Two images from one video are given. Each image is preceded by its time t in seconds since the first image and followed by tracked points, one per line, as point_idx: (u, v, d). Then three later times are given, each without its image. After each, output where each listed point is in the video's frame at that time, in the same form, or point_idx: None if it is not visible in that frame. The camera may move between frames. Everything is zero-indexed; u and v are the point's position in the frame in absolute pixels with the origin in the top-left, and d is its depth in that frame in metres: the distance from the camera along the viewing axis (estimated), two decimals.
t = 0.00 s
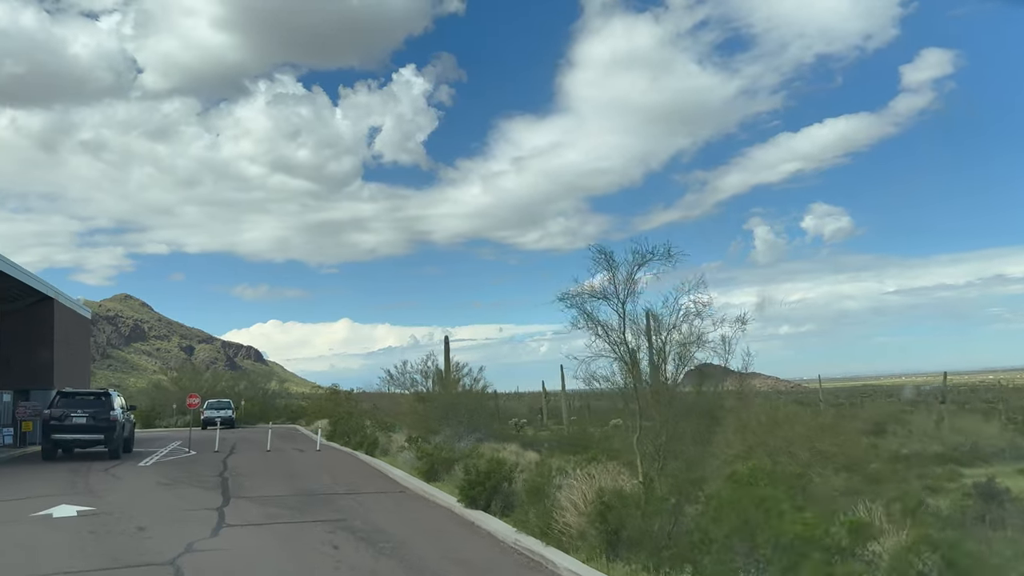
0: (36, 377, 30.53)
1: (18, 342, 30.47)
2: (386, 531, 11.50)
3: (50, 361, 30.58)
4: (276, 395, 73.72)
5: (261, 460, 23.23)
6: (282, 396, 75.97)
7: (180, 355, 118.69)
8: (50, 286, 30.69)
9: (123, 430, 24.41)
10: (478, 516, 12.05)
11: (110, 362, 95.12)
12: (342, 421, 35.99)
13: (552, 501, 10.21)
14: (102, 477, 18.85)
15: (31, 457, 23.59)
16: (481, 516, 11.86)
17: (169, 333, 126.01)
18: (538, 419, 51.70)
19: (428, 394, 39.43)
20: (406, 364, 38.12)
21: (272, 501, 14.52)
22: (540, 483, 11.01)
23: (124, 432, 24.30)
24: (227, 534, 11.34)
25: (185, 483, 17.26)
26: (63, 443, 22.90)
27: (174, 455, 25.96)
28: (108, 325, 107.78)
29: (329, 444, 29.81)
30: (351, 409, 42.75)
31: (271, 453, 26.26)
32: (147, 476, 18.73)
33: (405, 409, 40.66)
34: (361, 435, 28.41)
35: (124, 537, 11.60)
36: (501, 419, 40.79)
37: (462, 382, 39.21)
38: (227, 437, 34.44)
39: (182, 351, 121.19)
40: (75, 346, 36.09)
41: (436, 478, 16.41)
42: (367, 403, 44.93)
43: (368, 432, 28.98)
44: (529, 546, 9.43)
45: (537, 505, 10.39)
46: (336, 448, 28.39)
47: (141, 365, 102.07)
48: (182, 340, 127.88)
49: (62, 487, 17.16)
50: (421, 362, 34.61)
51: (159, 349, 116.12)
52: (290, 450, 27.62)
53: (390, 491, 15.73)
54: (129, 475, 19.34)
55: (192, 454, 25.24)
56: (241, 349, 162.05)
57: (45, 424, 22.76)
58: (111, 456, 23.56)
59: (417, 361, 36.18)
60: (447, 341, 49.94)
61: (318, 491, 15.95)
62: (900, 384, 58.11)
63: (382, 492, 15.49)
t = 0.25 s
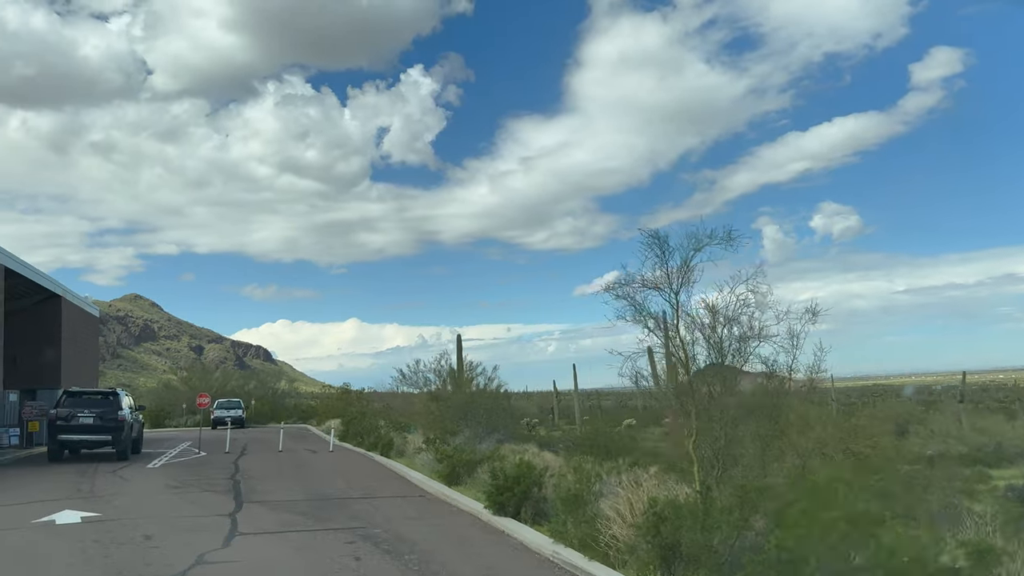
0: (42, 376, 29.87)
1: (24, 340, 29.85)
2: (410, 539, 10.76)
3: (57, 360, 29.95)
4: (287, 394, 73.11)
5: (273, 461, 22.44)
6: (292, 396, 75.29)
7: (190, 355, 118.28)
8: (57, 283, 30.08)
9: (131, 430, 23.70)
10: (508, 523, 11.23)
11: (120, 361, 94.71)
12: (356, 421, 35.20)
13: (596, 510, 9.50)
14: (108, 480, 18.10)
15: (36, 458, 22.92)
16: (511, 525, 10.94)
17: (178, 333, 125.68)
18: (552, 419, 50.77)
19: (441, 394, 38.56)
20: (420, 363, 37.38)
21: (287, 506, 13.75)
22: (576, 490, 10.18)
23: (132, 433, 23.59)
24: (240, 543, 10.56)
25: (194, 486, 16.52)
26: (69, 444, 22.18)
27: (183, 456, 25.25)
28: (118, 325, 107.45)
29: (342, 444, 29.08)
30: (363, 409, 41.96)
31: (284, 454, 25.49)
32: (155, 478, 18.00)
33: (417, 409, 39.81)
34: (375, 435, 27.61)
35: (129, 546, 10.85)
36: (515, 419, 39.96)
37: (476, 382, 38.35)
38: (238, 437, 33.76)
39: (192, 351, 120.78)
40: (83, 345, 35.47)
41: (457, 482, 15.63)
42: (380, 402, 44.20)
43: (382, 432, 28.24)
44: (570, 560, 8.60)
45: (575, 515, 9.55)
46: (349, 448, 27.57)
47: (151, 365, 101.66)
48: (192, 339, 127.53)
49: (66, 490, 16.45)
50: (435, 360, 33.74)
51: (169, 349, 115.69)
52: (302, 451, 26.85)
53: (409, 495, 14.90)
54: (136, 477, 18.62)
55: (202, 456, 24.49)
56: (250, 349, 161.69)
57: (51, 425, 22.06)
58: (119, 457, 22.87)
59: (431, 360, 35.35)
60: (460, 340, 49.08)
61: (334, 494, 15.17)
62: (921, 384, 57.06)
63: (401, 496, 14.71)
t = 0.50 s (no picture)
0: (49, 376, 29.23)
1: (31, 339, 29.25)
2: (436, 548, 10.01)
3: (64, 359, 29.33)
4: (297, 394, 72.51)
5: (286, 464, 21.66)
6: (302, 396, 74.65)
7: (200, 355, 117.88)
8: (65, 281, 29.46)
9: (139, 431, 23.00)
10: (541, 533, 10.41)
11: (130, 361, 94.36)
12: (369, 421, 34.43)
13: (642, 520, 8.73)
14: (115, 483, 17.39)
15: (42, 460, 22.26)
16: (546, 535, 10.14)
17: (188, 333, 125.38)
18: (567, 420, 49.86)
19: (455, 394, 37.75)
20: (433, 362, 36.64)
21: (303, 512, 13.01)
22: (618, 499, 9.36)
23: (140, 434, 22.88)
24: (253, 554, 9.81)
25: (205, 490, 15.81)
26: (76, 445, 21.50)
27: (193, 458, 24.54)
28: (128, 325, 107.15)
29: (355, 445, 28.37)
30: (376, 409, 41.20)
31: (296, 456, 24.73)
32: (164, 482, 17.27)
33: (431, 409, 39.01)
34: (390, 437, 26.83)
35: (135, 555, 10.12)
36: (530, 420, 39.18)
37: (491, 381, 37.54)
38: (248, 437, 33.09)
39: (202, 351, 120.40)
40: (91, 344, 34.87)
41: (480, 487, 14.86)
42: (392, 403, 43.48)
43: (397, 433, 27.51)
44: None
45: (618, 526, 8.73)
46: (364, 450, 26.78)
47: (161, 365, 101.28)
48: (202, 339, 127.18)
49: (72, 493, 15.77)
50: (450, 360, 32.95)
51: (178, 349, 115.30)
52: (315, 453, 26.07)
53: (430, 500, 14.10)
54: (145, 480, 17.89)
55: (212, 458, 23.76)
56: (260, 349, 161.31)
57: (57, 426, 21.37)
58: (127, 459, 22.18)
59: (445, 359, 34.56)
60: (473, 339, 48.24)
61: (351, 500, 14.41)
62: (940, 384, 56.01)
63: (422, 501, 13.92)
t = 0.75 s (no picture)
0: (57, 375, 28.63)
1: (39, 337, 28.68)
2: (466, 561, 9.33)
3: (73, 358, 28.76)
4: (308, 394, 72.04)
5: (300, 466, 20.94)
6: (312, 396, 74.07)
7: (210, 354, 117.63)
8: (73, 278, 28.89)
9: (148, 432, 22.35)
10: (580, 544, 9.60)
11: (140, 360, 94.11)
12: (383, 422, 33.72)
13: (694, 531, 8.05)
14: (123, 486, 16.71)
15: (49, 461, 21.63)
16: (585, 547, 9.39)
17: (198, 333, 125.17)
18: (582, 421, 49.06)
19: (470, 394, 37.00)
20: (447, 362, 35.95)
21: (321, 519, 12.33)
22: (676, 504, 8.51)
23: (149, 435, 22.22)
24: (269, 566, 9.09)
25: (216, 494, 15.10)
26: (83, 446, 20.84)
27: (204, 460, 23.87)
28: (138, 325, 107.00)
29: (370, 446, 27.66)
30: (389, 410, 40.51)
31: (310, 458, 24.01)
32: (174, 485, 16.59)
33: (445, 409, 38.28)
34: (405, 438, 26.11)
35: (142, 567, 9.43)
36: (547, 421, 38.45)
37: (506, 381, 36.83)
38: (260, 438, 32.42)
39: (212, 351, 120.10)
40: (101, 343, 34.32)
41: (505, 493, 14.05)
42: (405, 403, 42.80)
43: (412, 434, 26.79)
44: None
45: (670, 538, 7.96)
46: (379, 452, 26.03)
47: (172, 364, 100.98)
48: (212, 339, 126.90)
49: (78, 498, 15.09)
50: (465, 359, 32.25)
51: (188, 349, 115.05)
52: (328, 454, 25.37)
53: (453, 507, 13.37)
54: (154, 483, 17.21)
55: (223, 459, 23.08)
56: (270, 349, 160.99)
57: (64, 426, 20.72)
58: (136, 461, 21.52)
59: (461, 359, 33.84)
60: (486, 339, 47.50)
61: (369, 506, 13.65)
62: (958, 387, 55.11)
63: (445, 508, 13.21)
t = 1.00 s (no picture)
0: (65, 375, 28.03)
1: (47, 336, 28.11)
2: None
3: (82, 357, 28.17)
4: (319, 394, 71.51)
5: (315, 469, 20.20)
6: (324, 396, 73.48)
7: (220, 354, 117.34)
8: (82, 275, 28.33)
9: (158, 433, 21.68)
10: (623, 558, 8.81)
11: (151, 360, 93.85)
12: (397, 423, 32.97)
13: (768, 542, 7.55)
14: (132, 490, 16.02)
15: (56, 463, 20.98)
16: (630, 563, 8.57)
17: (209, 333, 124.91)
18: (597, 422, 48.22)
19: (486, 394, 36.24)
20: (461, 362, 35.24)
21: (339, 526, 11.60)
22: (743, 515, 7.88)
23: (159, 437, 21.53)
24: None
25: (229, 500, 14.37)
26: (91, 448, 20.18)
27: (215, 462, 23.19)
28: (149, 325, 106.81)
29: (384, 448, 26.95)
30: (402, 411, 39.80)
31: (324, 460, 23.29)
32: (185, 489, 15.88)
33: (460, 410, 37.53)
34: (422, 440, 25.37)
35: None
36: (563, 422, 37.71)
37: (522, 381, 36.10)
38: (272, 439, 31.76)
39: (223, 351, 119.82)
40: (110, 342, 33.76)
41: (533, 501, 13.27)
42: (418, 404, 42.13)
43: (428, 436, 26.07)
44: None
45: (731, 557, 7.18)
46: (395, 454, 25.28)
47: (182, 364, 100.72)
48: (222, 339, 126.63)
49: (84, 503, 14.39)
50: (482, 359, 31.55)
51: (199, 349, 114.77)
52: (343, 456, 24.65)
53: (480, 514, 12.60)
54: (163, 487, 16.50)
55: (235, 461, 22.38)
56: (280, 349, 160.75)
57: (71, 427, 20.06)
58: (146, 463, 20.86)
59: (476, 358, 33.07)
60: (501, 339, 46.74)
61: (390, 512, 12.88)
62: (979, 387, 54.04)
63: (470, 515, 12.45)
